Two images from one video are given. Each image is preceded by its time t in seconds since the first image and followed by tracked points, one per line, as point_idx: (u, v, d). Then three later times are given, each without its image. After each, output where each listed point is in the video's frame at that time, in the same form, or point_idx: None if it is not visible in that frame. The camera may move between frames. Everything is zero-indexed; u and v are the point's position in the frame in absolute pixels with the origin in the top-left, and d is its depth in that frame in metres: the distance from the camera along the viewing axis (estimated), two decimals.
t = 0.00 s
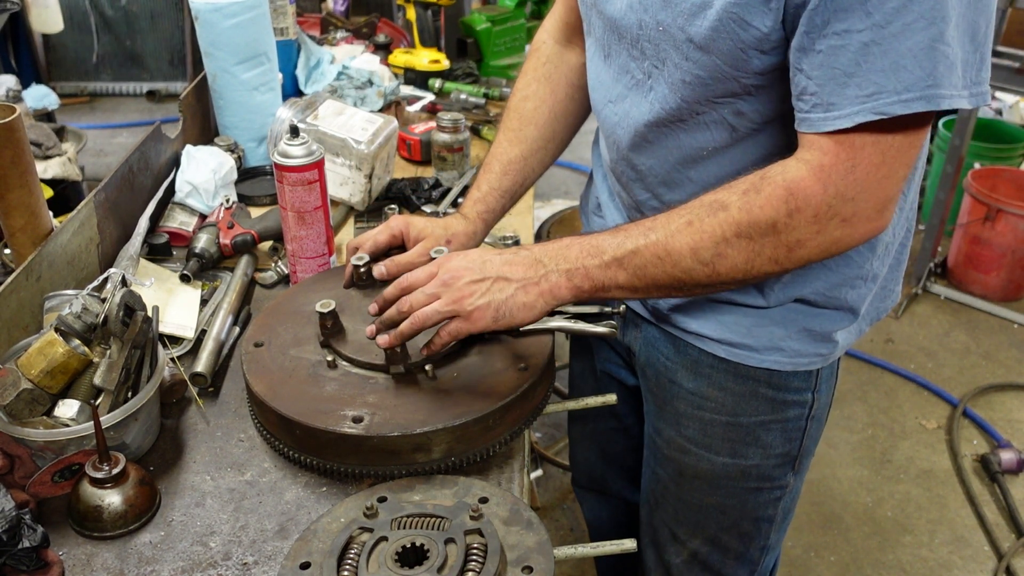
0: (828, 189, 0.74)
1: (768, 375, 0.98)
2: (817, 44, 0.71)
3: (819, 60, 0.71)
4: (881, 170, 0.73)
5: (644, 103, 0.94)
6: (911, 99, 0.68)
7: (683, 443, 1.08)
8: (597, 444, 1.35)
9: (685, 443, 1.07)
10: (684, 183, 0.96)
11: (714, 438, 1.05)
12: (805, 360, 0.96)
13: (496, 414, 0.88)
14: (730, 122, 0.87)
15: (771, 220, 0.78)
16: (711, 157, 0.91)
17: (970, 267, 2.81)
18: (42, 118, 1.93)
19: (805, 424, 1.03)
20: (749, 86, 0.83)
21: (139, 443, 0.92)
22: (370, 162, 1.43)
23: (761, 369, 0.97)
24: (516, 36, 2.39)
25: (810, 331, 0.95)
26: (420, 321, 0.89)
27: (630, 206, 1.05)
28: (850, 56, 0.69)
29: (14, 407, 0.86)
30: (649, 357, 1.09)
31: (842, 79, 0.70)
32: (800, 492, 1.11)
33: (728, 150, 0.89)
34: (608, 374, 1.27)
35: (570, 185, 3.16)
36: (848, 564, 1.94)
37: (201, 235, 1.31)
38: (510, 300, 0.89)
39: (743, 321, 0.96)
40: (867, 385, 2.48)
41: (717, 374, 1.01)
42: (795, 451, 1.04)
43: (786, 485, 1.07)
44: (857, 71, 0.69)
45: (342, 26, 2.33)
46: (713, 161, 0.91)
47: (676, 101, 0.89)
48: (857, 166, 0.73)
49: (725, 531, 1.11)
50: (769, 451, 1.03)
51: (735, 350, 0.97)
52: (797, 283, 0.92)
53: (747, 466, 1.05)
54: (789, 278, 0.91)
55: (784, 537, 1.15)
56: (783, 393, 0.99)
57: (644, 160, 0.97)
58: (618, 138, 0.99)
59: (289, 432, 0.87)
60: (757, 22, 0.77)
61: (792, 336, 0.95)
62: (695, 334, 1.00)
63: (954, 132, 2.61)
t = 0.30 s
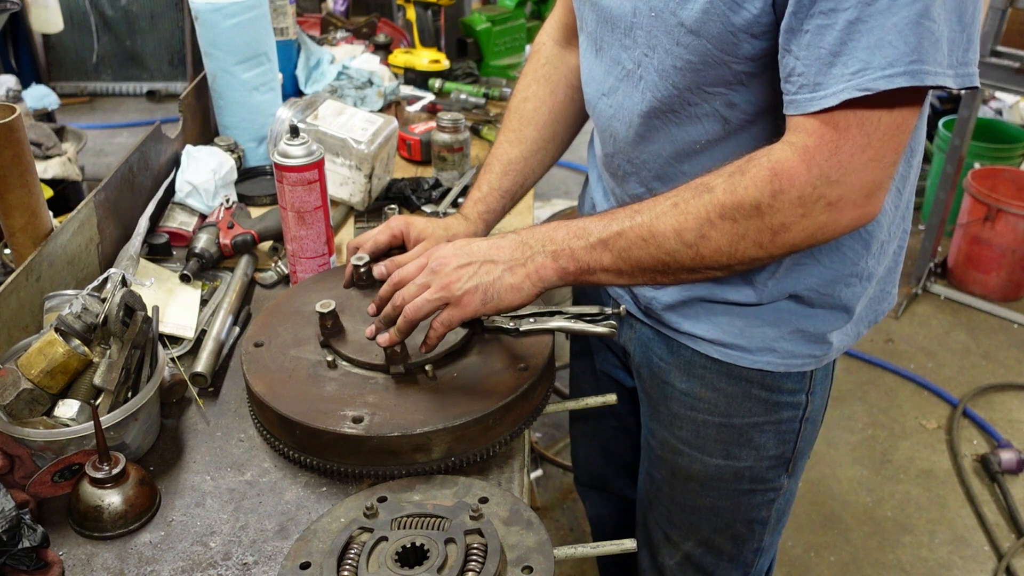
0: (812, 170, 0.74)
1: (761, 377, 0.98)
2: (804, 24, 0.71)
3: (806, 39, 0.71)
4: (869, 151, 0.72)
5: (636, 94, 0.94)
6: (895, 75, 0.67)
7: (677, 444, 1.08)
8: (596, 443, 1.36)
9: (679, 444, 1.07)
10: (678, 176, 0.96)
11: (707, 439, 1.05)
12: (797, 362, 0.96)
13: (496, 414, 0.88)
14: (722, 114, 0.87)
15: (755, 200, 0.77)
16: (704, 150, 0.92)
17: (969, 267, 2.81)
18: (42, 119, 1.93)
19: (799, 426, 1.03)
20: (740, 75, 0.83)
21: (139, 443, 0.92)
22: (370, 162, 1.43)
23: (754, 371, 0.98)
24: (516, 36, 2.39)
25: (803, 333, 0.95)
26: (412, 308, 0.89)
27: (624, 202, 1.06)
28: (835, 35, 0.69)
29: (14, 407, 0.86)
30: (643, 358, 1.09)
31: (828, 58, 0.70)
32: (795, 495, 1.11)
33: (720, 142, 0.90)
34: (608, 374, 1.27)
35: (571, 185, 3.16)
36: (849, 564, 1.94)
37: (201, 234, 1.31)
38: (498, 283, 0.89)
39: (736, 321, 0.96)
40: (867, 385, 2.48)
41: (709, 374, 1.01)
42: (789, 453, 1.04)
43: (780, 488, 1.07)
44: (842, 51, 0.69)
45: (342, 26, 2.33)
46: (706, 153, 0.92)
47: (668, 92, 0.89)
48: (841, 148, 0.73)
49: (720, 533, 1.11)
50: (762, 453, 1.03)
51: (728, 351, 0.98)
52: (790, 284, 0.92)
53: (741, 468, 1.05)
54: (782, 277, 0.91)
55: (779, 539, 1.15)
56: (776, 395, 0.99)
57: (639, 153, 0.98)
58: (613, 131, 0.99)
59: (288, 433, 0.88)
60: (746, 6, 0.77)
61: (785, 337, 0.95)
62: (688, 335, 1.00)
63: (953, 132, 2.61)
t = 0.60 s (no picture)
0: (807, 151, 0.74)
1: (764, 380, 0.98)
2: (803, 3, 0.71)
3: (805, 19, 0.71)
4: (864, 132, 0.72)
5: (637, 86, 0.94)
6: (898, 50, 0.67)
7: (678, 447, 1.08)
8: (596, 443, 1.36)
9: (681, 447, 1.07)
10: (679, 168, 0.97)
11: (710, 442, 1.05)
12: (800, 363, 0.96)
13: (496, 413, 0.88)
14: (724, 102, 0.88)
15: (750, 183, 0.77)
16: (706, 140, 0.92)
17: (969, 267, 2.81)
18: (42, 119, 1.93)
19: (801, 427, 1.03)
20: (743, 61, 0.83)
21: (139, 443, 0.92)
22: (370, 162, 1.43)
23: (757, 373, 0.98)
24: (516, 36, 2.39)
25: (806, 334, 0.95)
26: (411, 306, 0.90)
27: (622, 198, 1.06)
28: (834, 13, 0.69)
29: (14, 407, 0.86)
30: (643, 361, 1.09)
31: (827, 37, 0.70)
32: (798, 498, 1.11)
33: (722, 132, 0.90)
34: (606, 377, 1.27)
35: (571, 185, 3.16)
36: (849, 564, 1.94)
37: (200, 235, 1.31)
38: (495, 277, 0.89)
39: (738, 323, 0.96)
40: (867, 385, 2.48)
41: (711, 377, 1.01)
42: (792, 455, 1.04)
43: (782, 490, 1.07)
44: (841, 29, 0.69)
45: (343, 26, 2.33)
46: (708, 144, 0.92)
47: (671, 80, 0.89)
48: (836, 127, 0.72)
49: (721, 536, 1.11)
50: (765, 456, 1.03)
51: (731, 353, 0.98)
52: (793, 285, 0.92)
53: (744, 471, 1.05)
54: (784, 275, 0.91)
55: (781, 541, 1.15)
56: (778, 397, 0.99)
57: (640, 146, 0.98)
58: (614, 124, 0.99)
59: (289, 434, 0.87)
60: None
61: (788, 339, 0.95)
62: (690, 337, 1.00)
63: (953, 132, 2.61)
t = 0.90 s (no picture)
0: (805, 148, 0.74)
1: (760, 377, 0.98)
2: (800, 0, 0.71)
3: (802, 15, 0.71)
4: (863, 129, 0.72)
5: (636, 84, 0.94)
6: (894, 45, 0.67)
7: (677, 446, 1.08)
8: (595, 443, 1.36)
9: (678, 446, 1.07)
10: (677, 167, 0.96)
11: (707, 441, 1.05)
12: (797, 361, 0.96)
13: (495, 414, 0.88)
14: (722, 101, 0.88)
15: (750, 180, 0.77)
16: (704, 139, 0.92)
17: (969, 267, 2.81)
18: (42, 119, 1.93)
19: (799, 425, 1.03)
20: (741, 58, 0.83)
21: (139, 443, 0.92)
22: (370, 162, 1.43)
23: (753, 371, 0.98)
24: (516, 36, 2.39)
25: (802, 332, 0.95)
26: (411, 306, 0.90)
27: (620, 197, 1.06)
28: (831, 10, 0.69)
29: (14, 407, 0.86)
30: (641, 360, 1.09)
31: (823, 35, 0.70)
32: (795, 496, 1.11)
33: (721, 130, 0.90)
34: (604, 376, 1.27)
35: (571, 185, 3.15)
36: (848, 564, 1.94)
37: (201, 234, 1.31)
38: (496, 278, 0.89)
39: (735, 321, 0.97)
40: (867, 385, 2.48)
41: (709, 376, 1.01)
42: (788, 453, 1.04)
43: (779, 488, 1.07)
44: (838, 25, 0.69)
45: (343, 27, 2.33)
46: (706, 142, 0.92)
47: (669, 78, 0.89)
48: (834, 124, 0.72)
49: (720, 534, 1.11)
50: (762, 454, 1.03)
51: (727, 352, 0.98)
52: (790, 283, 0.92)
53: (741, 469, 1.05)
54: (780, 274, 0.91)
55: (779, 540, 1.15)
56: (775, 395, 0.99)
57: (639, 145, 0.98)
58: (612, 123, 0.99)
59: (287, 433, 0.87)
60: None
61: (785, 337, 0.95)
62: (687, 336, 1.00)
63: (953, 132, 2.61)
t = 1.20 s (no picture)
0: (810, 148, 0.74)
1: (763, 375, 0.98)
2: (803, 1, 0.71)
3: (805, 15, 0.71)
4: (866, 128, 0.72)
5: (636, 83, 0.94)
6: (897, 44, 0.67)
7: (679, 444, 1.08)
8: (595, 442, 1.36)
9: (681, 444, 1.07)
10: (678, 165, 0.96)
11: (710, 439, 1.05)
12: (799, 359, 0.96)
13: (496, 413, 0.88)
14: (723, 99, 0.88)
15: (754, 182, 0.77)
16: (705, 137, 0.92)
17: (969, 267, 2.81)
18: (42, 119, 1.93)
19: (801, 424, 1.03)
20: (742, 56, 0.83)
21: (138, 443, 0.92)
22: (370, 162, 1.43)
23: (756, 369, 0.98)
24: (516, 36, 2.39)
25: (805, 331, 0.95)
26: (411, 307, 0.90)
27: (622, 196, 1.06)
28: (835, 10, 0.69)
29: (14, 407, 0.86)
30: (643, 358, 1.09)
31: (827, 34, 0.70)
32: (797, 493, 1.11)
33: (721, 128, 0.90)
34: (604, 376, 1.27)
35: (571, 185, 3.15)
36: (848, 564, 1.94)
37: (200, 235, 1.31)
38: (499, 282, 0.89)
39: (738, 319, 0.97)
40: (867, 385, 2.48)
41: (711, 374, 1.01)
42: (791, 451, 1.04)
43: (782, 486, 1.07)
44: (841, 25, 0.69)
45: (343, 27, 2.33)
46: (707, 141, 0.92)
47: (670, 76, 0.89)
48: (838, 124, 0.72)
49: (722, 533, 1.11)
50: (764, 451, 1.03)
51: (731, 350, 0.98)
52: (793, 281, 0.92)
53: (744, 467, 1.05)
54: (782, 272, 0.91)
55: (780, 538, 1.15)
56: (778, 392, 0.99)
57: (639, 143, 0.98)
58: (614, 121, 0.99)
59: (288, 433, 0.87)
60: None
61: (788, 335, 0.95)
62: (690, 334, 1.00)
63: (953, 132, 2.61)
